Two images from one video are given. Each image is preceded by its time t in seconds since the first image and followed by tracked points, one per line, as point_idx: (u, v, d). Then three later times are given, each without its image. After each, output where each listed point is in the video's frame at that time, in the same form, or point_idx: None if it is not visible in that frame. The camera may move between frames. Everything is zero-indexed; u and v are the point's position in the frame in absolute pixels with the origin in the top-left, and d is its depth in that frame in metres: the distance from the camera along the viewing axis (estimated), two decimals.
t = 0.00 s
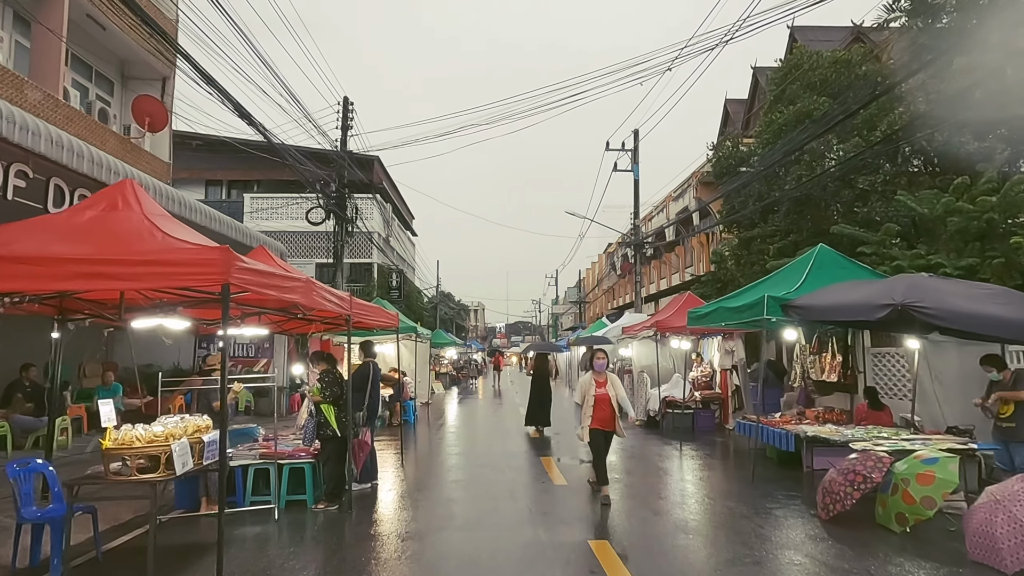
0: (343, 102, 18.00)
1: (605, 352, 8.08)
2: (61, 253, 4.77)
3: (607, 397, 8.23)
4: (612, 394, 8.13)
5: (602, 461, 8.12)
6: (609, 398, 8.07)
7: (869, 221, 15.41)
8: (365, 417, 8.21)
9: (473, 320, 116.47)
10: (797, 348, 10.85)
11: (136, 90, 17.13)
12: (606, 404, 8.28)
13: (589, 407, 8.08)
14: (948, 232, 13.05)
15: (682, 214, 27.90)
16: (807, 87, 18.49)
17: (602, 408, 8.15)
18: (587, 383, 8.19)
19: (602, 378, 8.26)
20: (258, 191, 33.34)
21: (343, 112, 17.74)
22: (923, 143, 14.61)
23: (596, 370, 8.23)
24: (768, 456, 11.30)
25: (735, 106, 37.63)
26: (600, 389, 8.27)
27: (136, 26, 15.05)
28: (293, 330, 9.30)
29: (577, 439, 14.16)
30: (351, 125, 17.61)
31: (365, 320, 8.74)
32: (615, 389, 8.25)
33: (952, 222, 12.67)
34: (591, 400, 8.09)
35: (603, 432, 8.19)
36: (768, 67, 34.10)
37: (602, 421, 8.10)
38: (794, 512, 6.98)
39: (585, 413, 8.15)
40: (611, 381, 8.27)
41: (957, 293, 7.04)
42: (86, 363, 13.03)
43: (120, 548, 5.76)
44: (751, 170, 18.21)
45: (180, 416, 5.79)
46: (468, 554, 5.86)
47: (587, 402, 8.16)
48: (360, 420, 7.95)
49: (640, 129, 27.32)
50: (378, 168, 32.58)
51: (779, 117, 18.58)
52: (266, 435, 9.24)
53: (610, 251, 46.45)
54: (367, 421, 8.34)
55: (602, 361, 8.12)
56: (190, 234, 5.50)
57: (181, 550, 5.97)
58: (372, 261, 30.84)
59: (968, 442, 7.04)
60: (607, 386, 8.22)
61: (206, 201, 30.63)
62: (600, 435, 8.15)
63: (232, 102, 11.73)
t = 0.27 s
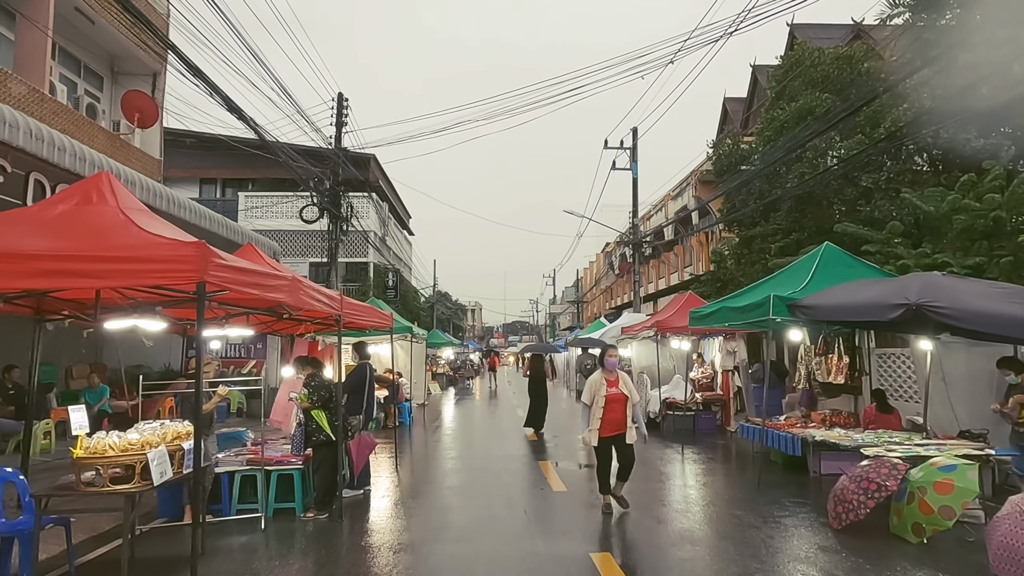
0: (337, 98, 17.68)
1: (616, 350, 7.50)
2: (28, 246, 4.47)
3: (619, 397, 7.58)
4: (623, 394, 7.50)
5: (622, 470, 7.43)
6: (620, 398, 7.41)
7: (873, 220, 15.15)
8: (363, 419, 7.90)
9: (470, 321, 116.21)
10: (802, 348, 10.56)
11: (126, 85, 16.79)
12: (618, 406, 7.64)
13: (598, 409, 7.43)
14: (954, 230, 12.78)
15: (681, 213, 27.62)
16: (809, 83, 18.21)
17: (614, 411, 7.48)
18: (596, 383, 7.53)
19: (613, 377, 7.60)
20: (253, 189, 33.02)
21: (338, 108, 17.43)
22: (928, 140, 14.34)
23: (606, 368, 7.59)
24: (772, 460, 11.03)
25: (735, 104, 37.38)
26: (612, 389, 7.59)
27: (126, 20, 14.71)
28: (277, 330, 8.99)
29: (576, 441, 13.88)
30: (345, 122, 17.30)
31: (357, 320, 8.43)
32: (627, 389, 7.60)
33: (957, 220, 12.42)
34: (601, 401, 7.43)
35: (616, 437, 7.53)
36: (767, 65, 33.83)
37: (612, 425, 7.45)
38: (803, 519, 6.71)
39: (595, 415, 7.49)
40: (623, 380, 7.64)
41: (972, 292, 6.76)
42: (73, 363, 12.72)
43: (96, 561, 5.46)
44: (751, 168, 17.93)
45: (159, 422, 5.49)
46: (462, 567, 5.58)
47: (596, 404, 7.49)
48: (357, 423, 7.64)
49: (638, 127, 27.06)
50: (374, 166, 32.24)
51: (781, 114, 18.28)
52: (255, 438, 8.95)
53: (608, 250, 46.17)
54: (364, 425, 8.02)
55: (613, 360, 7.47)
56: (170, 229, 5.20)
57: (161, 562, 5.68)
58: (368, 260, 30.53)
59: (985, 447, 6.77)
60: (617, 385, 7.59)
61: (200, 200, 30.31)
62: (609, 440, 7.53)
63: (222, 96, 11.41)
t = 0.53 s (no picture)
0: (334, 93, 17.39)
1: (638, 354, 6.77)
2: None
3: (640, 406, 6.84)
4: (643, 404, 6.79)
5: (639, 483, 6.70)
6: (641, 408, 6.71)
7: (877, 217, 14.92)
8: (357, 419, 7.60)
9: (468, 320, 115.96)
10: (809, 347, 10.30)
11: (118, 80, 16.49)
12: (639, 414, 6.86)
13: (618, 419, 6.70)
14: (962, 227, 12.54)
15: (681, 211, 27.38)
16: (812, 79, 17.96)
17: (635, 420, 6.75)
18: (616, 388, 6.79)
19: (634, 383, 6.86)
20: (249, 187, 32.72)
21: (334, 104, 17.15)
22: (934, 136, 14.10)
23: (626, 373, 6.86)
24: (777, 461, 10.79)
25: (735, 103, 37.14)
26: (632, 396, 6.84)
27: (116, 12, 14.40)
28: (265, 326, 8.69)
29: (576, 442, 13.63)
30: (341, 116, 17.01)
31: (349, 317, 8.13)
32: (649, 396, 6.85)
33: (965, 216, 12.17)
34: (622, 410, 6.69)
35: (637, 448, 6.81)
36: (768, 63, 33.59)
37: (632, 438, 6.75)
38: (814, 524, 6.45)
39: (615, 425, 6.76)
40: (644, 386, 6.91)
41: (989, 287, 6.52)
42: (61, 363, 12.44)
43: (72, 571, 5.17)
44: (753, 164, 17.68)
45: (138, 423, 5.21)
46: None
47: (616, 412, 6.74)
48: (351, 423, 7.35)
49: (638, 124, 26.81)
50: (371, 164, 31.94)
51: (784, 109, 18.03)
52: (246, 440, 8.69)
53: (607, 249, 45.90)
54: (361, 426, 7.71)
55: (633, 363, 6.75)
56: (149, 218, 4.92)
57: (141, 571, 5.39)
58: (365, 258, 30.22)
59: (1004, 449, 6.51)
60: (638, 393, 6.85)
61: (195, 198, 30.00)
62: (625, 451, 6.86)
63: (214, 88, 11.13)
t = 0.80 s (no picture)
0: (329, 88, 17.09)
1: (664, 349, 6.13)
2: None
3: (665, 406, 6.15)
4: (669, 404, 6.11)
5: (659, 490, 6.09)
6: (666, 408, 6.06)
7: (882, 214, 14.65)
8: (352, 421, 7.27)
9: (466, 319, 115.64)
10: (816, 347, 10.03)
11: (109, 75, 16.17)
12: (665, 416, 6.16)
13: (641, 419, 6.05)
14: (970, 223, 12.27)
15: (681, 209, 27.10)
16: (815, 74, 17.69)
17: (659, 421, 6.08)
18: (639, 385, 6.17)
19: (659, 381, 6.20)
20: (245, 185, 32.40)
21: (329, 99, 16.85)
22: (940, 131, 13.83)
23: (651, 369, 6.24)
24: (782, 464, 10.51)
25: (735, 100, 36.85)
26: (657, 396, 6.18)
27: (106, 4, 14.09)
28: (251, 325, 8.35)
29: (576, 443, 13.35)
30: (337, 112, 16.71)
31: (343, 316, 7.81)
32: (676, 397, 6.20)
33: (974, 213, 11.91)
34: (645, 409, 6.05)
35: (663, 453, 6.13)
36: (768, 60, 33.31)
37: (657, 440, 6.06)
38: (827, 532, 6.17)
39: (637, 426, 6.09)
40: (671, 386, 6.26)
41: (1009, 284, 6.24)
42: (49, 363, 12.13)
43: None
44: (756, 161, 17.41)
45: (115, 427, 4.94)
46: None
47: (639, 412, 6.09)
48: (343, 425, 7.02)
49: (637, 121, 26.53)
50: (368, 161, 31.63)
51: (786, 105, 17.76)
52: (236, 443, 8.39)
53: (606, 248, 45.61)
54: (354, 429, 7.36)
55: (657, 358, 6.16)
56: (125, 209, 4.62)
57: None
58: (361, 257, 29.91)
59: None
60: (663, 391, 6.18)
61: (190, 195, 29.67)
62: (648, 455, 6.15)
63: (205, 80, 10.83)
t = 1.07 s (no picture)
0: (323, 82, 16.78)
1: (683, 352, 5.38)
2: None
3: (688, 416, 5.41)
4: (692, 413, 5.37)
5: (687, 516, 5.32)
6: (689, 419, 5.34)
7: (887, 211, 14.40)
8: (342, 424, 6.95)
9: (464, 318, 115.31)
10: (822, 346, 9.76)
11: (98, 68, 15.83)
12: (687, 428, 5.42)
13: (660, 433, 5.33)
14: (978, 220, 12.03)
15: (681, 206, 26.83)
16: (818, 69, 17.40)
17: (680, 435, 5.35)
18: (656, 395, 5.42)
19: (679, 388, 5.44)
20: (240, 182, 32.06)
21: (323, 93, 16.54)
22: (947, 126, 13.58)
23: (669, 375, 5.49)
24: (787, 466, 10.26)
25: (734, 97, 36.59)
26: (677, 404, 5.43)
27: None
28: (238, 323, 8.05)
29: (575, 444, 13.07)
30: (332, 107, 16.42)
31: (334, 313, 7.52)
32: (699, 406, 5.46)
33: (982, 209, 11.66)
34: (664, 422, 5.33)
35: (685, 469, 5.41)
36: (768, 57, 33.04)
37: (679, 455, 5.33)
38: (839, 540, 5.90)
39: (656, 441, 5.38)
40: (694, 393, 5.50)
41: None
42: (34, 362, 11.81)
43: None
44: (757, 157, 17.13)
45: (97, 431, 4.73)
46: None
47: (657, 426, 5.37)
48: (332, 427, 6.72)
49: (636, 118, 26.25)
50: (364, 158, 31.31)
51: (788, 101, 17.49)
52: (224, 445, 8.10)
53: (604, 246, 45.39)
54: (343, 431, 7.05)
55: (676, 363, 5.41)
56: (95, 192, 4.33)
57: None
58: (358, 255, 29.64)
59: None
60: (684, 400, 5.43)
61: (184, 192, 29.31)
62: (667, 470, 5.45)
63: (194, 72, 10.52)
